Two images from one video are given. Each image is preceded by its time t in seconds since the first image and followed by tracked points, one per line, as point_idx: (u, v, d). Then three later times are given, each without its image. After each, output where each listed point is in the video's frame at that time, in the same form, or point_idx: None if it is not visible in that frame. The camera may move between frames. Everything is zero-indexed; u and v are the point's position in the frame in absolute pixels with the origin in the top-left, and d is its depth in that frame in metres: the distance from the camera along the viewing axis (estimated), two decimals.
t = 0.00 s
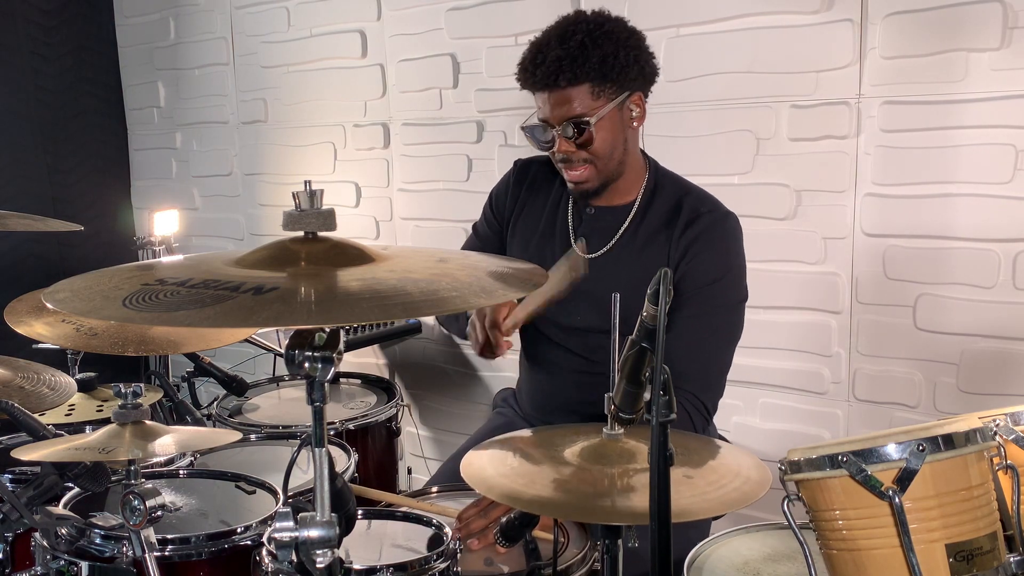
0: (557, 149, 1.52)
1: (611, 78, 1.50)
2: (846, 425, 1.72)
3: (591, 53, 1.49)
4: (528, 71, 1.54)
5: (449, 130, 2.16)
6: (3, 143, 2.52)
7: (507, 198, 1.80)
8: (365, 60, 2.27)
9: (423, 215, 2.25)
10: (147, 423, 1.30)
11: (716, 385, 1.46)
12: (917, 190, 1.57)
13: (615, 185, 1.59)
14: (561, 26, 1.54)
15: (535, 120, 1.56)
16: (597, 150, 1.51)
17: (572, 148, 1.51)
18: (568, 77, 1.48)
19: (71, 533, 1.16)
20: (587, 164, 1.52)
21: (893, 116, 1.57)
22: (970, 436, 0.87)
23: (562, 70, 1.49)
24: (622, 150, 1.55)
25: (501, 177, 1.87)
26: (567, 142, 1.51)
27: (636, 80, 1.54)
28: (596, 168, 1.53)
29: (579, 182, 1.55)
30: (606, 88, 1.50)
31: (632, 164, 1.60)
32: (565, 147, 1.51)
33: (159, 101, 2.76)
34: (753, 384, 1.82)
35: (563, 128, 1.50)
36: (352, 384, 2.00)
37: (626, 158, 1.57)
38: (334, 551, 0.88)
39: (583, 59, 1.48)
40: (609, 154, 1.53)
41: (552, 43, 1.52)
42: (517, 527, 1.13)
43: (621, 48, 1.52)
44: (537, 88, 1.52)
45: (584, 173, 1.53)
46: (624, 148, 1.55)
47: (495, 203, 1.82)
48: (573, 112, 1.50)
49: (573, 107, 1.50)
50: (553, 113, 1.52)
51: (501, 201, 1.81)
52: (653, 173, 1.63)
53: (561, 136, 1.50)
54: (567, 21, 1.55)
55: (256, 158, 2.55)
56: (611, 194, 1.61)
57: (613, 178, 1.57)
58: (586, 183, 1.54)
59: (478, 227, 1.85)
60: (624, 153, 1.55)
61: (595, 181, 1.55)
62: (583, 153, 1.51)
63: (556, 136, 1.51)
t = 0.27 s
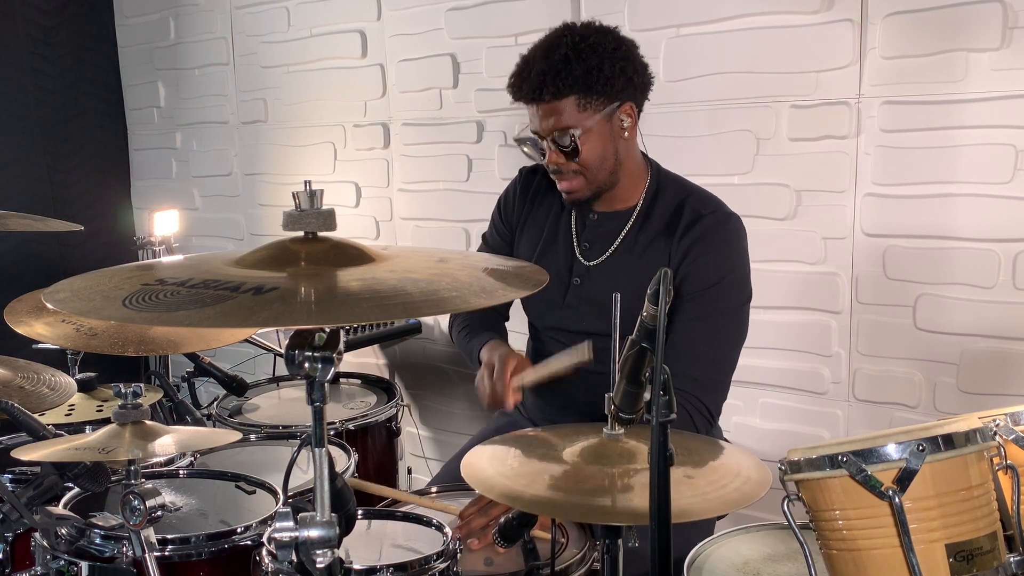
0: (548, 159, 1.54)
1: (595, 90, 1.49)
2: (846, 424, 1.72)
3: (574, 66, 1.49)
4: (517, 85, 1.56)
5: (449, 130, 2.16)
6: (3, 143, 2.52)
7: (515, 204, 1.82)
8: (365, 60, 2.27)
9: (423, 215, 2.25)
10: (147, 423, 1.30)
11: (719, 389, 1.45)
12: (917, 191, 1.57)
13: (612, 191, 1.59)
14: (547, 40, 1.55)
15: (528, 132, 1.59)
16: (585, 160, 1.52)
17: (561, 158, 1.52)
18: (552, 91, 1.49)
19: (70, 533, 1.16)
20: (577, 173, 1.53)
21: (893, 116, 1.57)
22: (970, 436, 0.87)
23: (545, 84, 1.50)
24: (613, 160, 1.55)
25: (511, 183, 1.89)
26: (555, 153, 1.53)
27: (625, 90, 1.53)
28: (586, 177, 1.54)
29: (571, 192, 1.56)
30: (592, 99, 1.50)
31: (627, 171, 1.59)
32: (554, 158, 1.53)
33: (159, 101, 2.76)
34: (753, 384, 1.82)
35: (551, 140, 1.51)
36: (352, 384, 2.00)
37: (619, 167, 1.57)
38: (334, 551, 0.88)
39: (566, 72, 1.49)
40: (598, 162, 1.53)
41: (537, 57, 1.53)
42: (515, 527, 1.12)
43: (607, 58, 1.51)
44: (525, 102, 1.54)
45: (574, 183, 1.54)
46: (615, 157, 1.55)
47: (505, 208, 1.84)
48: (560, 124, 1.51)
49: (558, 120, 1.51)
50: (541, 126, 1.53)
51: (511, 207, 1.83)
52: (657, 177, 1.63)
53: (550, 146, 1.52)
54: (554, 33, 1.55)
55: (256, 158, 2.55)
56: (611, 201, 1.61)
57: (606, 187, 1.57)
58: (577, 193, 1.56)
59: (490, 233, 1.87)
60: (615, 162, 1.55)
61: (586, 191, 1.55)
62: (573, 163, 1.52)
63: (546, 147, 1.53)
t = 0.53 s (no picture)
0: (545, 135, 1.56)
1: (602, 69, 1.55)
2: (846, 424, 1.72)
3: (585, 41, 1.55)
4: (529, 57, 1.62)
5: (449, 130, 2.16)
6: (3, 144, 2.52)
7: (510, 199, 1.81)
8: (365, 60, 2.27)
9: (424, 215, 2.25)
10: (147, 423, 1.31)
11: (717, 398, 1.45)
12: (917, 191, 1.57)
13: (606, 184, 1.60)
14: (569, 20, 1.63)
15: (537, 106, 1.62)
16: (582, 140, 1.54)
17: (558, 134, 1.54)
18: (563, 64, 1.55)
19: (71, 533, 1.16)
20: (571, 152, 1.55)
21: (893, 117, 1.57)
22: (970, 436, 0.87)
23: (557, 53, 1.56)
24: (610, 145, 1.57)
25: (504, 177, 1.87)
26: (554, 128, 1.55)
27: (632, 80, 1.58)
28: (580, 159, 1.56)
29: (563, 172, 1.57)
30: (598, 79, 1.55)
31: (625, 165, 1.60)
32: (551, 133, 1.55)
33: (159, 101, 2.76)
34: (753, 384, 1.82)
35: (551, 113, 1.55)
36: (352, 384, 2.00)
37: (615, 156, 1.58)
38: (334, 551, 0.88)
39: (576, 45, 1.55)
40: (594, 146, 1.55)
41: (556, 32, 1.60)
42: (517, 527, 1.12)
43: (620, 45, 1.57)
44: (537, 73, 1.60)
45: (568, 162, 1.56)
46: (613, 144, 1.57)
47: (501, 201, 1.82)
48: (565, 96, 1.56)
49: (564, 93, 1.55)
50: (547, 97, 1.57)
51: (504, 203, 1.81)
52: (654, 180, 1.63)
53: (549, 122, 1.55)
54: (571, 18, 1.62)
55: (256, 158, 2.55)
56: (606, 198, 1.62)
57: (601, 176, 1.58)
58: (570, 173, 1.57)
59: (481, 227, 1.85)
60: (611, 149, 1.57)
61: (579, 174, 1.57)
62: (569, 141, 1.55)
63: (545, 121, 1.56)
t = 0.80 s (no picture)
0: (557, 158, 1.51)
1: (610, 87, 1.51)
2: (846, 425, 1.72)
3: (591, 61, 1.49)
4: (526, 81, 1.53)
5: (449, 130, 2.16)
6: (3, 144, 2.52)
7: (510, 201, 1.80)
8: (365, 60, 2.27)
9: (424, 215, 2.25)
10: (147, 423, 1.30)
11: (716, 387, 1.44)
12: (917, 191, 1.57)
13: (615, 190, 1.59)
14: (560, 35, 1.55)
15: (532, 129, 1.54)
16: (598, 159, 1.51)
17: (574, 158, 1.50)
18: (572, 87, 1.48)
19: (70, 533, 1.16)
20: (588, 172, 1.53)
21: (893, 116, 1.57)
22: (970, 436, 0.86)
23: (563, 78, 1.48)
24: (621, 157, 1.55)
25: (506, 177, 1.88)
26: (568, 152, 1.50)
27: (633, 89, 1.55)
28: (596, 176, 1.54)
29: (577, 189, 1.55)
30: (606, 97, 1.51)
31: (628, 170, 1.60)
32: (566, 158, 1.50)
33: (159, 101, 2.75)
34: (754, 384, 1.81)
35: (566, 138, 1.49)
36: (352, 384, 2.00)
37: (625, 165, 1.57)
38: (334, 551, 0.88)
39: (583, 67, 1.49)
40: (608, 162, 1.53)
41: (553, 51, 1.53)
42: (512, 527, 1.12)
43: (619, 58, 1.53)
44: (536, 98, 1.51)
45: (585, 181, 1.54)
46: (623, 155, 1.56)
47: (501, 204, 1.83)
48: (575, 119, 1.49)
49: (575, 117, 1.49)
50: (555, 123, 1.50)
51: (505, 203, 1.82)
52: (655, 176, 1.63)
53: (562, 145, 1.49)
54: (563, 33, 1.55)
55: (256, 158, 2.55)
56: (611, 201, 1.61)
57: (612, 185, 1.58)
58: (587, 190, 1.55)
59: (482, 228, 1.86)
60: (623, 161, 1.56)
61: (594, 189, 1.55)
62: (584, 161, 1.51)
63: (557, 145, 1.50)
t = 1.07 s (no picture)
0: (571, 122, 1.56)
1: (635, 61, 1.56)
2: (846, 425, 1.72)
3: (620, 30, 1.57)
4: (557, 39, 1.62)
5: (449, 130, 2.16)
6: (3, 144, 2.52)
7: (513, 195, 1.80)
8: (365, 60, 2.27)
9: (424, 215, 2.25)
10: (147, 423, 1.30)
11: (719, 392, 1.45)
12: (918, 191, 1.57)
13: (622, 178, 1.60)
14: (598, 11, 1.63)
15: (555, 92, 1.61)
16: (610, 128, 1.54)
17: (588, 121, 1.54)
18: (599, 48, 1.55)
19: (70, 533, 1.16)
20: (597, 141, 1.55)
21: (893, 117, 1.57)
22: (970, 436, 0.87)
23: (591, 37, 1.56)
24: (633, 137, 1.57)
25: (507, 174, 1.88)
26: (584, 114, 1.55)
27: (658, 78, 1.60)
28: (605, 150, 1.55)
29: (583, 162, 1.56)
30: (629, 71, 1.56)
31: (638, 161, 1.60)
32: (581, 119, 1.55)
33: (159, 101, 2.75)
34: (753, 384, 1.81)
35: (582, 98, 1.54)
36: (352, 384, 2.00)
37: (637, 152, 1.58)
38: (334, 551, 0.88)
39: (612, 32, 1.56)
40: (619, 138, 1.55)
41: (586, 19, 1.61)
42: (513, 527, 1.11)
43: (650, 40, 1.59)
44: (562, 56, 1.59)
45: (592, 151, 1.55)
46: (637, 139, 1.58)
47: (503, 197, 1.82)
48: (594, 82, 1.55)
49: (597, 81, 1.55)
50: (578, 80, 1.57)
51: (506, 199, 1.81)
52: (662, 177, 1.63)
53: (578, 108, 1.55)
54: (600, 10, 1.64)
55: (256, 158, 2.55)
56: (617, 191, 1.61)
57: (619, 169, 1.58)
58: (593, 164, 1.55)
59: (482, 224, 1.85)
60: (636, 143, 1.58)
61: (601, 165, 1.55)
62: (596, 129, 1.54)
63: (573, 108, 1.55)
